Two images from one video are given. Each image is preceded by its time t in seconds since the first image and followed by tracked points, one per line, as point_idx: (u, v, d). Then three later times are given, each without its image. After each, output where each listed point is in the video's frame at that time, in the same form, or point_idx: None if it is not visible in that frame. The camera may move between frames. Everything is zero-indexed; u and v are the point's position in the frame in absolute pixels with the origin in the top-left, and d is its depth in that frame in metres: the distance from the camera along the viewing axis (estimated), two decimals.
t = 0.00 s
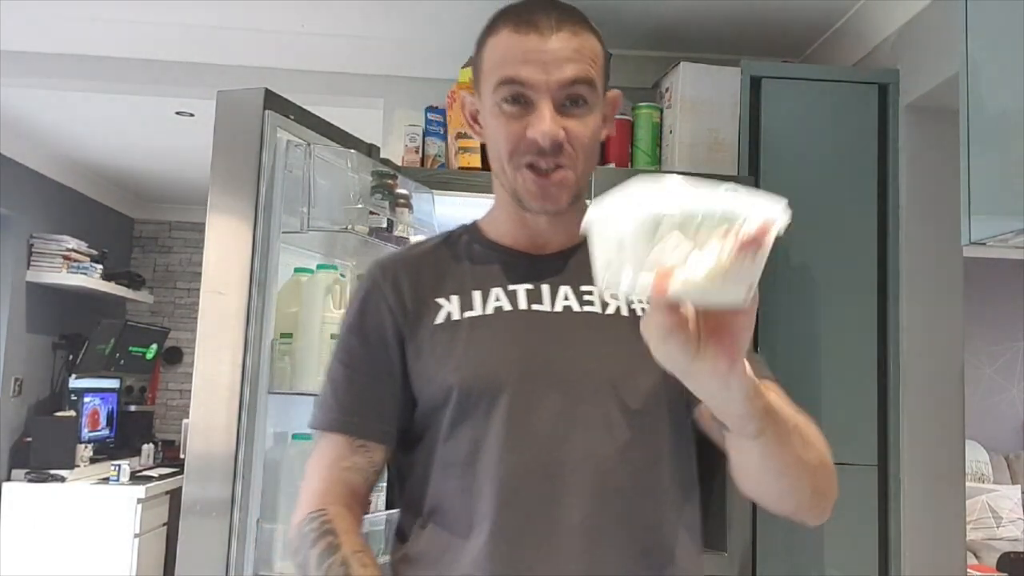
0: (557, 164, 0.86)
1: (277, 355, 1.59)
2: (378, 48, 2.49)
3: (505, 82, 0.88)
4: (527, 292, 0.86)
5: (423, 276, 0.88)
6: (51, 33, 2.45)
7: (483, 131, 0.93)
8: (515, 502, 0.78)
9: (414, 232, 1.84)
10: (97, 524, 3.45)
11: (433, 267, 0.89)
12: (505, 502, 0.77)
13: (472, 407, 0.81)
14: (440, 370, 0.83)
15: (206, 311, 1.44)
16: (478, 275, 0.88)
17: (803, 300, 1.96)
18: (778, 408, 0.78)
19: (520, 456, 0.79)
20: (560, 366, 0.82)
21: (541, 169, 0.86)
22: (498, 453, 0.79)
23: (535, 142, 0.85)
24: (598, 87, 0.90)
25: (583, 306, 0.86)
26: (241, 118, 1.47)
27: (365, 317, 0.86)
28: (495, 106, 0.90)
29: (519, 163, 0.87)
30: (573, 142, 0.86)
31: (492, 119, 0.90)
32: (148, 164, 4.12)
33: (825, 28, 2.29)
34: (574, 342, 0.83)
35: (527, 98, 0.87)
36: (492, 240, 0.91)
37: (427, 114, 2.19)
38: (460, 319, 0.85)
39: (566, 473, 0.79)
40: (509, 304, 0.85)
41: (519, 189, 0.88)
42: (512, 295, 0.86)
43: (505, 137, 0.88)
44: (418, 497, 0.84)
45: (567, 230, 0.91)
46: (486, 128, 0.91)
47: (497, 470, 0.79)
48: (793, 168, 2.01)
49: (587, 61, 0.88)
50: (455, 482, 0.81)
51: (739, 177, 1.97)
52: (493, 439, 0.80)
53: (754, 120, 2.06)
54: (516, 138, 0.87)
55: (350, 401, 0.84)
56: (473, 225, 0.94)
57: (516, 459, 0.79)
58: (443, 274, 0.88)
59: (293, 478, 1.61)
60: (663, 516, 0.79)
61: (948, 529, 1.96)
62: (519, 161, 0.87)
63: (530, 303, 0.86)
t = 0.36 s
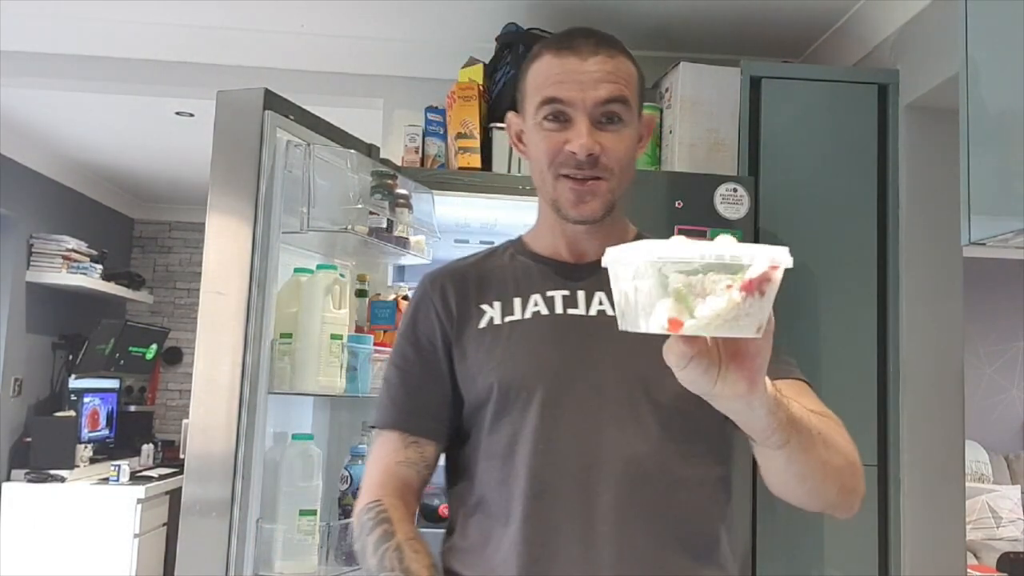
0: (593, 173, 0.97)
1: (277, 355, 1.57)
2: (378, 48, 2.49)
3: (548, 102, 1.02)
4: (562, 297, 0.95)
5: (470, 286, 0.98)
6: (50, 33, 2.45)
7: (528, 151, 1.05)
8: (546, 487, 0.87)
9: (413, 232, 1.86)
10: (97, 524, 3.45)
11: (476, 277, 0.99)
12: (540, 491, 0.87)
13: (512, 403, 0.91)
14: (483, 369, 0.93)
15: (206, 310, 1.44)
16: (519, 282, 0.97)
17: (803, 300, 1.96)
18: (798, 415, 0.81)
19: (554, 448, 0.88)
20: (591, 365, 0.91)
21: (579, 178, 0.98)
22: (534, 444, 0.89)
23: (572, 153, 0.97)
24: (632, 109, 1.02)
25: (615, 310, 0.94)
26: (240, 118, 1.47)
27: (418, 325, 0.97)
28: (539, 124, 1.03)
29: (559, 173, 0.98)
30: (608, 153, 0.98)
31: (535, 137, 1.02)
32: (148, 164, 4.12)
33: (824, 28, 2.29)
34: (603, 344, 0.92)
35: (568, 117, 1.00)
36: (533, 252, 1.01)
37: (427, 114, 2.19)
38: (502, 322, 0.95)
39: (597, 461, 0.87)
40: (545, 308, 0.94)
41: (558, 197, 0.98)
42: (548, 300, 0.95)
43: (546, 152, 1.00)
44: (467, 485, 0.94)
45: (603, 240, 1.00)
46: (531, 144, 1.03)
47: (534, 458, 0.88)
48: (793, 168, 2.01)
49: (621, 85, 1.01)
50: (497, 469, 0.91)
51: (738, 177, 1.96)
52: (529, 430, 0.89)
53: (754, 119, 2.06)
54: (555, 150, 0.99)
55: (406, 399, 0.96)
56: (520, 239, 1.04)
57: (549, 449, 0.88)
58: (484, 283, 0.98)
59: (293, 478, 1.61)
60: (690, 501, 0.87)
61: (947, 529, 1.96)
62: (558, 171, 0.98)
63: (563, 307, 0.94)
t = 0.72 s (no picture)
0: (612, 167, 0.99)
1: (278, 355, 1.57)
2: (378, 48, 2.49)
3: (563, 104, 1.05)
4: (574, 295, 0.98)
5: (488, 285, 1.02)
6: (50, 33, 2.45)
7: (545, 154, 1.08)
8: (554, 479, 0.90)
9: (413, 232, 1.86)
10: (97, 524, 3.45)
11: (494, 277, 1.03)
12: (548, 482, 0.90)
13: (527, 398, 0.95)
14: (499, 366, 0.97)
15: (206, 311, 1.44)
16: (534, 282, 1.00)
17: (803, 300, 1.96)
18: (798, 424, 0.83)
19: (566, 442, 0.91)
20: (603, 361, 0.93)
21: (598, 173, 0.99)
22: (543, 438, 0.91)
23: (592, 149, 0.99)
24: (644, 107, 1.05)
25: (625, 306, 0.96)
26: (241, 118, 1.47)
27: (441, 327, 1.03)
28: (555, 124, 1.05)
29: (579, 170, 1.00)
30: (625, 147, 1.00)
31: (553, 138, 1.04)
32: (147, 165, 4.12)
33: (825, 28, 2.29)
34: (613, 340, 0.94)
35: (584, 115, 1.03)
36: (554, 255, 1.03)
37: (427, 114, 2.19)
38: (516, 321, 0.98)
39: (604, 454, 0.90)
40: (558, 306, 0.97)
41: (579, 194, 1.00)
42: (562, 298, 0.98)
43: (565, 151, 1.02)
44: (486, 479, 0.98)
45: (620, 236, 1.01)
46: (547, 145, 1.06)
47: (543, 451, 0.91)
48: (794, 167, 2.01)
49: (631, 83, 1.04)
50: (510, 461, 0.95)
51: (738, 177, 1.96)
52: (539, 423, 0.93)
53: (754, 119, 2.06)
54: (573, 146, 1.01)
55: (429, 399, 1.02)
56: (540, 244, 1.06)
57: (558, 442, 0.91)
58: (501, 282, 1.02)
59: (294, 478, 1.62)
60: (697, 495, 0.89)
61: (947, 529, 1.96)
62: (578, 168, 1.00)
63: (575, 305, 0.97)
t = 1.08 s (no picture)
0: (599, 163, 0.99)
1: (278, 356, 1.57)
2: (378, 49, 2.49)
3: (553, 94, 1.04)
4: (558, 292, 0.98)
5: (471, 284, 1.02)
6: (49, 32, 2.45)
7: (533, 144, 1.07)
8: (538, 480, 0.89)
9: (413, 232, 1.86)
10: (97, 524, 3.45)
11: (477, 276, 1.03)
12: (528, 482, 0.90)
13: (509, 398, 0.95)
14: (482, 365, 0.97)
15: (205, 310, 1.44)
16: (517, 281, 1.00)
17: (802, 300, 1.96)
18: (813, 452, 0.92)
19: (547, 443, 0.90)
20: (588, 361, 0.93)
21: (585, 169, 0.99)
22: (524, 438, 0.91)
23: (580, 144, 0.98)
24: (634, 100, 1.05)
25: (611, 305, 0.96)
26: (240, 118, 1.47)
27: (425, 327, 1.03)
28: (544, 115, 1.05)
29: (566, 165, 1.00)
30: (613, 143, 0.99)
31: (541, 129, 1.04)
32: (147, 165, 4.12)
33: (824, 28, 2.29)
34: (594, 338, 0.94)
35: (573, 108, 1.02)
36: (538, 251, 1.03)
37: (427, 114, 2.19)
38: (499, 319, 0.98)
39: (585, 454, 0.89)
40: (541, 303, 0.97)
41: (566, 190, 1.00)
42: (545, 295, 0.98)
43: (553, 144, 1.01)
44: (471, 480, 0.98)
45: (605, 233, 1.02)
46: (535, 135, 1.05)
47: (525, 450, 0.91)
48: (794, 167, 2.01)
49: (624, 75, 1.03)
50: (493, 461, 0.95)
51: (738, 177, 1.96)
52: (521, 423, 0.93)
53: (754, 118, 2.06)
54: (561, 140, 1.01)
55: (414, 401, 1.02)
56: (527, 241, 1.06)
57: (539, 441, 0.91)
58: (483, 281, 1.02)
59: (294, 478, 1.62)
60: (678, 496, 0.88)
61: (948, 529, 1.96)
62: (565, 163, 1.00)
63: (559, 302, 0.97)
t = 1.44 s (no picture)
0: (592, 157, 0.98)
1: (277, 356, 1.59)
2: (378, 48, 2.49)
3: (547, 85, 1.03)
4: (552, 292, 0.98)
5: (460, 282, 1.01)
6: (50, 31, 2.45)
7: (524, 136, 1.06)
8: (530, 485, 0.89)
9: (413, 232, 1.86)
10: (97, 523, 3.45)
11: (466, 273, 1.02)
12: (520, 487, 0.89)
13: (500, 399, 0.94)
14: (472, 364, 0.96)
15: (205, 309, 1.44)
16: (508, 280, 1.00)
17: (801, 300, 1.96)
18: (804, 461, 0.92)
19: (540, 446, 0.90)
20: (579, 363, 0.93)
21: (578, 164, 0.99)
22: (517, 440, 0.91)
23: (573, 138, 0.97)
24: (629, 94, 1.04)
25: (605, 306, 0.97)
26: (240, 117, 1.47)
27: (411, 322, 1.02)
28: (537, 107, 1.04)
29: (559, 159, 0.99)
30: (606, 138, 0.98)
31: (534, 122, 1.03)
32: (147, 164, 4.12)
33: (824, 28, 2.29)
34: (587, 340, 0.94)
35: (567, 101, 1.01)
36: (530, 246, 1.03)
37: (427, 114, 2.19)
38: (489, 318, 0.97)
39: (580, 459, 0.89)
40: (534, 303, 0.97)
41: (557, 184, 0.99)
42: (538, 295, 0.98)
43: (546, 137, 1.01)
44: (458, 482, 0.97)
45: (598, 230, 1.02)
46: (528, 127, 1.04)
47: (516, 453, 0.90)
48: (794, 167, 2.01)
49: (619, 67, 1.03)
50: (483, 464, 0.94)
51: (738, 177, 1.96)
52: (513, 425, 0.92)
53: (753, 118, 2.06)
54: (554, 133, 1.00)
55: (399, 398, 1.01)
56: (518, 233, 1.06)
57: (531, 444, 0.90)
58: (474, 279, 1.01)
59: (294, 477, 1.62)
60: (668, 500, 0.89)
61: (947, 529, 1.96)
62: (558, 157, 0.99)
63: (552, 302, 0.97)
